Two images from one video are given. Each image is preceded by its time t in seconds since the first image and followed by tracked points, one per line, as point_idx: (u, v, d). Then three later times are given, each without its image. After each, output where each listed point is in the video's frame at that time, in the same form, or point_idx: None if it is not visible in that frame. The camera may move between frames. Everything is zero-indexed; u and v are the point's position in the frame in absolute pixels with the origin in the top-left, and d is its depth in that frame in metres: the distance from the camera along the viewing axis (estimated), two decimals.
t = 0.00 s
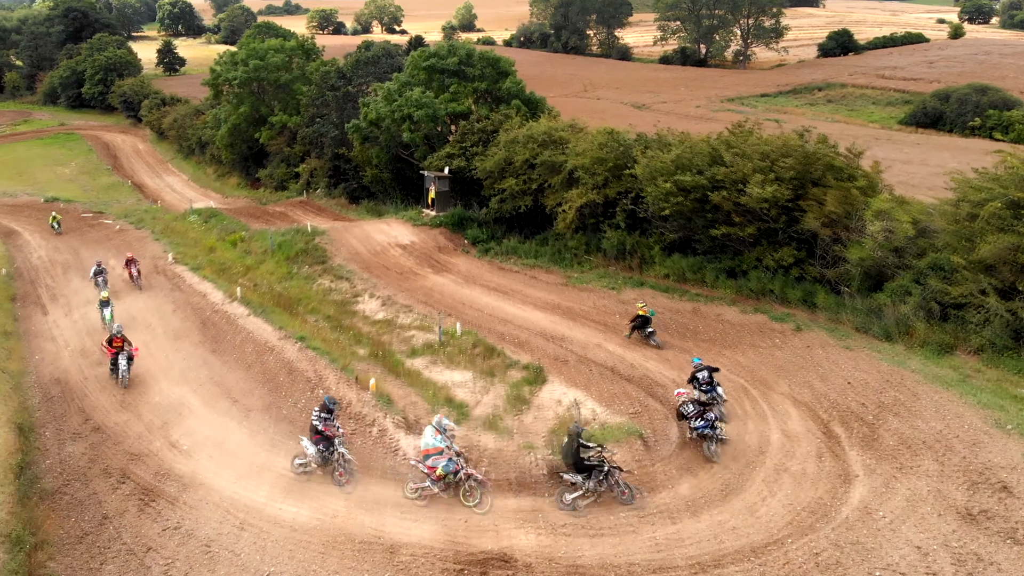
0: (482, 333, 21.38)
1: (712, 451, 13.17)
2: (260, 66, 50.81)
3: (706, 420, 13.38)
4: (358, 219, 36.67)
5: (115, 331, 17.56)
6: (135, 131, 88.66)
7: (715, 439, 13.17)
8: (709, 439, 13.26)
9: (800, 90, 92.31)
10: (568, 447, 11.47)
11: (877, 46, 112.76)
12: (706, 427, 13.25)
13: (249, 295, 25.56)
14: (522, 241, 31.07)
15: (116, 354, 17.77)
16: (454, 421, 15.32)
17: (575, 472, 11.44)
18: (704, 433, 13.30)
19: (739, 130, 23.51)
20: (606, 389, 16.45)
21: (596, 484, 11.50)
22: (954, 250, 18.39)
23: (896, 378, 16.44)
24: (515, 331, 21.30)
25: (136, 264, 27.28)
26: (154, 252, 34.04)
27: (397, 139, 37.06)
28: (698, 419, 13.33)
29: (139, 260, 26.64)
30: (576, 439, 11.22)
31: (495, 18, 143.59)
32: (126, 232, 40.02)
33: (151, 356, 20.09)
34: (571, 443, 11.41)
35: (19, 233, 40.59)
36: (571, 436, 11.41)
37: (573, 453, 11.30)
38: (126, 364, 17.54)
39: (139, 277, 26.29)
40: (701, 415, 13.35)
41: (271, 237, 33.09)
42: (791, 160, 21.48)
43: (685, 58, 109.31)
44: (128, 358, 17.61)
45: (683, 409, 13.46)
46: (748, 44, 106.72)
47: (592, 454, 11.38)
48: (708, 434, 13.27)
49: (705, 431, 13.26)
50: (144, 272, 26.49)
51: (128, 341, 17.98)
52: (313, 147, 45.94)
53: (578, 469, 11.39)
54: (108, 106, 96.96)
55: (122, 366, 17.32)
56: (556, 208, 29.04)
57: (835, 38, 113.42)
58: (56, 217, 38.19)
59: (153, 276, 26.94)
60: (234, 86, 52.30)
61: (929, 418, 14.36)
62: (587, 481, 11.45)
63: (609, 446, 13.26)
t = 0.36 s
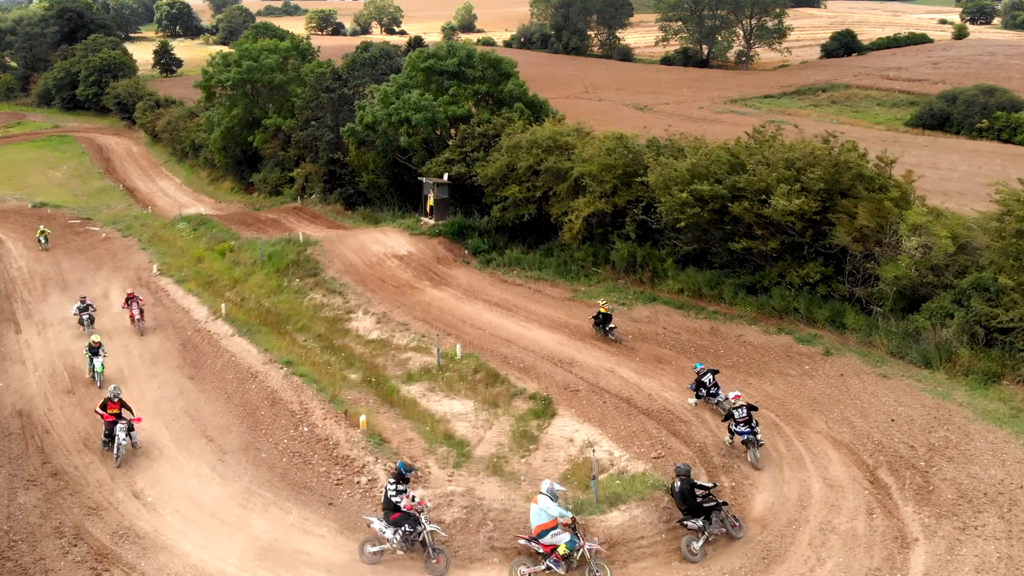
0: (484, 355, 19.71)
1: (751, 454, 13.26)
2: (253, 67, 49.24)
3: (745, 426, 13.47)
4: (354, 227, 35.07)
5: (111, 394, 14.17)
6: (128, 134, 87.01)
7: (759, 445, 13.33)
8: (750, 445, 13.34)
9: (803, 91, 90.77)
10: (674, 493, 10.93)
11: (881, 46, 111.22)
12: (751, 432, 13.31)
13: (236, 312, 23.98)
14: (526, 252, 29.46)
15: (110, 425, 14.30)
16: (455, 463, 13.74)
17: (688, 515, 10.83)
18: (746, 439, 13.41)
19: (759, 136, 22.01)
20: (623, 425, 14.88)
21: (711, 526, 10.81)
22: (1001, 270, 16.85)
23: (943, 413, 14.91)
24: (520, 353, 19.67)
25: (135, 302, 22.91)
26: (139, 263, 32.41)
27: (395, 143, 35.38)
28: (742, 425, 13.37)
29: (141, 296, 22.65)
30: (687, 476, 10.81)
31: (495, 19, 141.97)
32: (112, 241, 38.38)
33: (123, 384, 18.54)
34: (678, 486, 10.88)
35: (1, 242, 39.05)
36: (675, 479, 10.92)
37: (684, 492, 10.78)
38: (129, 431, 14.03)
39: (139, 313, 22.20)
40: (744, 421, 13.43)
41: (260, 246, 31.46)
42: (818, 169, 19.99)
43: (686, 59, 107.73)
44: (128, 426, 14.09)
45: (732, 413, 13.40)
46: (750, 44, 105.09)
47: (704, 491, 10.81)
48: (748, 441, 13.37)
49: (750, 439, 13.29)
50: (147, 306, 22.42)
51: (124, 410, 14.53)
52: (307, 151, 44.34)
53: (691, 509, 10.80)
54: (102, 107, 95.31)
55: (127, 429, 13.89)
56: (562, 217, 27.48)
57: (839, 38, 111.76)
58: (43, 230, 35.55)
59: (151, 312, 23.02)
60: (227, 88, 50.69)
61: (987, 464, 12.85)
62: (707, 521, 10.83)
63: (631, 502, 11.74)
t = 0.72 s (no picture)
0: (487, 382, 18.09)
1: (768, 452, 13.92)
2: (247, 70, 47.66)
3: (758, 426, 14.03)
4: (349, 237, 33.50)
5: (120, 486, 11.49)
6: (123, 136, 85.34)
7: (774, 442, 14.04)
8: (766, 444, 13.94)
9: (807, 93, 89.26)
10: (771, 526, 10.63)
11: (884, 48, 109.65)
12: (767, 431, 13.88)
13: (221, 332, 22.44)
14: (530, 264, 27.86)
15: (120, 525, 11.51)
16: (457, 519, 12.24)
17: (783, 545, 10.67)
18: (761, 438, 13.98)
19: (782, 144, 20.50)
20: (645, 471, 13.36)
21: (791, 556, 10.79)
22: None
23: (1000, 458, 13.43)
24: (526, 380, 18.06)
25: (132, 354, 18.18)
26: (123, 276, 30.81)
27: (392, 149, 33.84)
28: (758, 425, 13.94)
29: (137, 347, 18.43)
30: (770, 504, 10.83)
31: (495, 19, 140.38)
32: (97, 251, 36.75)
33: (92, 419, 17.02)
34: (769, 517, 10.72)
35: None
36: (766, 510, 10.73)
37: (777, 521, 10.68)
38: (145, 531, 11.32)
39: (135, 369, 17.93)
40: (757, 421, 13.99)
41: (250, 258, 29.83)
42: (850, 181, 18.49)
43: (688, 60, 106.13)
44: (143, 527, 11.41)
45: (750, 414, 13.84)
46: (753, 46, 103.44)
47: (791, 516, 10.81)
48: (764, 440, 13.98)
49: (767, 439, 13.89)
50: (146, 360, 18.19)
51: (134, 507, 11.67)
52: (302, 156, 42.73)
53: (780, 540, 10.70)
54: (97, 110, 93.63)
55: (142, 530, 11.02)
56: (569, 228, 25.93)
57: (842, 40, 110.17)
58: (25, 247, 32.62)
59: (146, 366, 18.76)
60: (219, 90, 49.10)
61: None
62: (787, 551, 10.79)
63: None
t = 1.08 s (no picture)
0: (492, 408, 16.57)
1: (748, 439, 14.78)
2: (240, 70, 46.06)
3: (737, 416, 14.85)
4: (345, 245, 31.96)
5: None
6: (118, 138, 83.80)
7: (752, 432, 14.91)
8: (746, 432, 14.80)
9: (811, 94, 87.69)
10: (817, 519, 10.98)
11: (888, 48, 108.10)
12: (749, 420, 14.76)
13: (206, 351, 20.93)
14: (537, 275, 26.30)
15: None
16: None
17: (830, 540, 10.93)
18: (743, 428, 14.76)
19: (813, 150, 18.99)
20: (673, 523, 12.10)
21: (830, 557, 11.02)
22: None
23: None
24: (535, 406, 16.53)
25: (125, 428, 14.16)
26: (108, 288, 29.26)
27: (390, 152, 32.25)
28: (742, 416, 14.76)
29: (132, 416, 14.39)
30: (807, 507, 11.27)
31: (495, 19, 138.76)
32: (83, 260, 35.16)
33: (60, 454, 15.56)
34: (813, 513, 11.08)
35: None
36: (809, 506, 11.11)
37: (822, 518, 11.04)
38: None
39: (131, 451, 13.92)
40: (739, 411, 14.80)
41: (240, 269, 28.27)
42: (889, 191, 17.00)
43: (690, 60, 104.49)
44: None
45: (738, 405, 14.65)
46: (756, 45, 101.82)
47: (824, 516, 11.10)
48: (745, 429, 14.80)
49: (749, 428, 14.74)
50: (144, 436, 14.17)
51: None
52: (297, 159, 41.18)
53: (824, 537, 11.00)
54: (92, 110, 92.03)
55: None
56: (578, 238, 24.38)
57: (846, 39, 108.51)
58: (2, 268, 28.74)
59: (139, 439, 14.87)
60: (212, 91, 47.48)
61: None
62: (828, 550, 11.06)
63: None
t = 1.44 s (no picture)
0: (500, 433, 15.03)
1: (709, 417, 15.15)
2: (235, 68, 44.50)
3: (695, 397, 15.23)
4: (342, 250, 30.48)
5: None
6: (113, 138, 82.18)
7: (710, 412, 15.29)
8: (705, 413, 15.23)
9: (816, 94, 86.09)
10: (825, 501, 10.97)
11: (893, 48, 106.54)
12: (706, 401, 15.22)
13: (190, 368, 19.43)
14: (544, 283, 24.80)
15: None
16: None
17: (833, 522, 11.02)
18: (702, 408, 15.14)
19: (849, 152, 17.52)
20: None
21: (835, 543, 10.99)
22: None
23: None
24: (547, 432, 14.99)
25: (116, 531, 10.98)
26: (92, 296, 27.75)
27: (389, 153, 30.74)
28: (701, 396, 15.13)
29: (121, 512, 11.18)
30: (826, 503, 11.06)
31: (495, 20, 137.16)
32: (68, 265, 33.62)
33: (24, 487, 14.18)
34: (821, 494, 11.08)
35: None
36: (818, 488, 11.08)
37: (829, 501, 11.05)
38: None
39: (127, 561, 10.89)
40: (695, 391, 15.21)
41: (231, 275, 26.77)
42: (935, 196, 15.52)
43: (693, 60, 102.87)
44: None
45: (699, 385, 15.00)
46: (760, 45, 100.26)
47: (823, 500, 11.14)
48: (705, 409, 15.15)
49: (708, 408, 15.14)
50: (140, 538, 11.11)
51: None
52: (293, 160, 39.69)
53: (828, 517, 11.04)
54: (87, 110, 90.36)
55: None
56: (588, 245, 22.90)
57: (849, 39, 106.85)
58: None
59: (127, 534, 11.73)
60: (206, 89, 45.94)
61: None
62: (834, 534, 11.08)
63: None
